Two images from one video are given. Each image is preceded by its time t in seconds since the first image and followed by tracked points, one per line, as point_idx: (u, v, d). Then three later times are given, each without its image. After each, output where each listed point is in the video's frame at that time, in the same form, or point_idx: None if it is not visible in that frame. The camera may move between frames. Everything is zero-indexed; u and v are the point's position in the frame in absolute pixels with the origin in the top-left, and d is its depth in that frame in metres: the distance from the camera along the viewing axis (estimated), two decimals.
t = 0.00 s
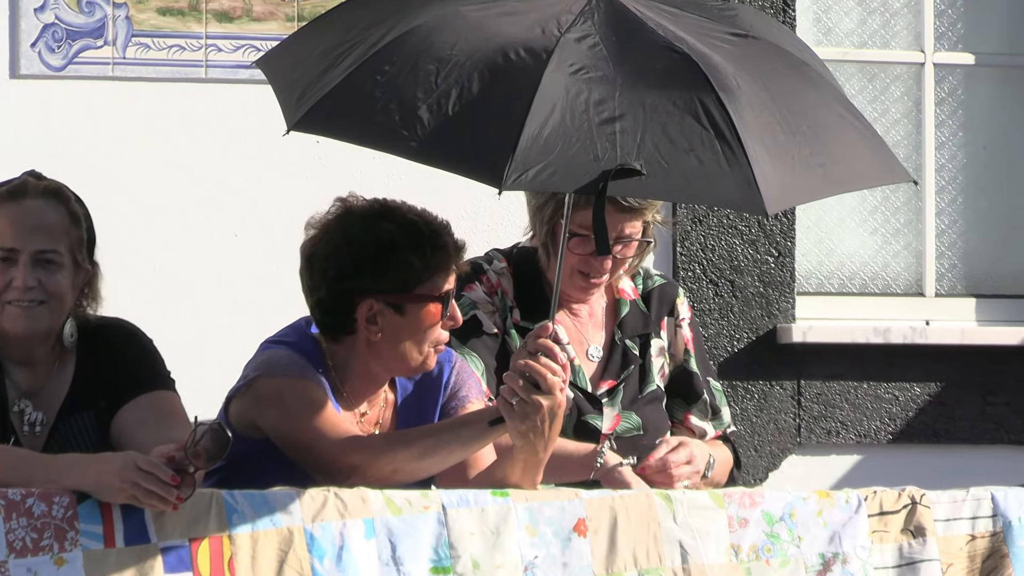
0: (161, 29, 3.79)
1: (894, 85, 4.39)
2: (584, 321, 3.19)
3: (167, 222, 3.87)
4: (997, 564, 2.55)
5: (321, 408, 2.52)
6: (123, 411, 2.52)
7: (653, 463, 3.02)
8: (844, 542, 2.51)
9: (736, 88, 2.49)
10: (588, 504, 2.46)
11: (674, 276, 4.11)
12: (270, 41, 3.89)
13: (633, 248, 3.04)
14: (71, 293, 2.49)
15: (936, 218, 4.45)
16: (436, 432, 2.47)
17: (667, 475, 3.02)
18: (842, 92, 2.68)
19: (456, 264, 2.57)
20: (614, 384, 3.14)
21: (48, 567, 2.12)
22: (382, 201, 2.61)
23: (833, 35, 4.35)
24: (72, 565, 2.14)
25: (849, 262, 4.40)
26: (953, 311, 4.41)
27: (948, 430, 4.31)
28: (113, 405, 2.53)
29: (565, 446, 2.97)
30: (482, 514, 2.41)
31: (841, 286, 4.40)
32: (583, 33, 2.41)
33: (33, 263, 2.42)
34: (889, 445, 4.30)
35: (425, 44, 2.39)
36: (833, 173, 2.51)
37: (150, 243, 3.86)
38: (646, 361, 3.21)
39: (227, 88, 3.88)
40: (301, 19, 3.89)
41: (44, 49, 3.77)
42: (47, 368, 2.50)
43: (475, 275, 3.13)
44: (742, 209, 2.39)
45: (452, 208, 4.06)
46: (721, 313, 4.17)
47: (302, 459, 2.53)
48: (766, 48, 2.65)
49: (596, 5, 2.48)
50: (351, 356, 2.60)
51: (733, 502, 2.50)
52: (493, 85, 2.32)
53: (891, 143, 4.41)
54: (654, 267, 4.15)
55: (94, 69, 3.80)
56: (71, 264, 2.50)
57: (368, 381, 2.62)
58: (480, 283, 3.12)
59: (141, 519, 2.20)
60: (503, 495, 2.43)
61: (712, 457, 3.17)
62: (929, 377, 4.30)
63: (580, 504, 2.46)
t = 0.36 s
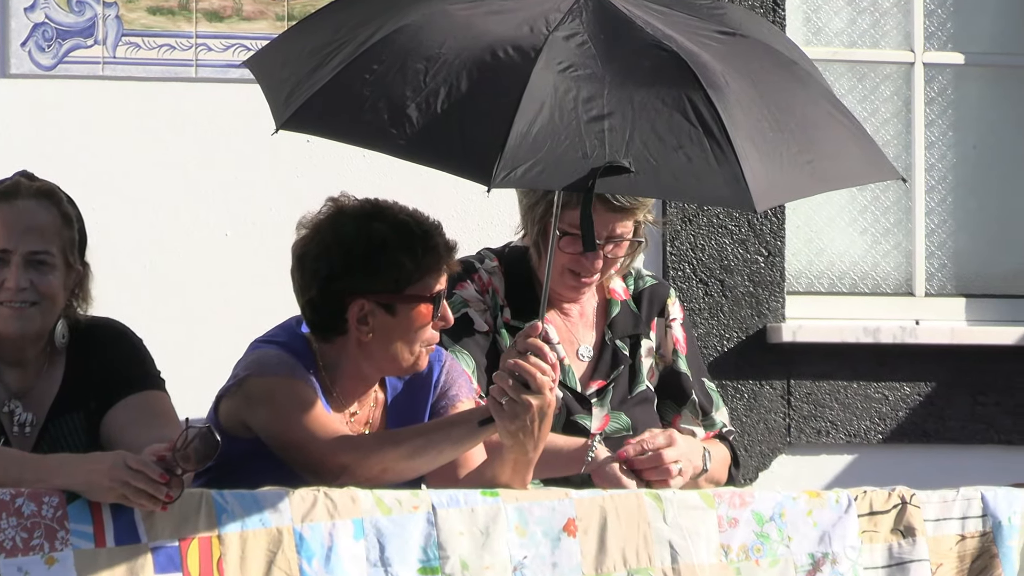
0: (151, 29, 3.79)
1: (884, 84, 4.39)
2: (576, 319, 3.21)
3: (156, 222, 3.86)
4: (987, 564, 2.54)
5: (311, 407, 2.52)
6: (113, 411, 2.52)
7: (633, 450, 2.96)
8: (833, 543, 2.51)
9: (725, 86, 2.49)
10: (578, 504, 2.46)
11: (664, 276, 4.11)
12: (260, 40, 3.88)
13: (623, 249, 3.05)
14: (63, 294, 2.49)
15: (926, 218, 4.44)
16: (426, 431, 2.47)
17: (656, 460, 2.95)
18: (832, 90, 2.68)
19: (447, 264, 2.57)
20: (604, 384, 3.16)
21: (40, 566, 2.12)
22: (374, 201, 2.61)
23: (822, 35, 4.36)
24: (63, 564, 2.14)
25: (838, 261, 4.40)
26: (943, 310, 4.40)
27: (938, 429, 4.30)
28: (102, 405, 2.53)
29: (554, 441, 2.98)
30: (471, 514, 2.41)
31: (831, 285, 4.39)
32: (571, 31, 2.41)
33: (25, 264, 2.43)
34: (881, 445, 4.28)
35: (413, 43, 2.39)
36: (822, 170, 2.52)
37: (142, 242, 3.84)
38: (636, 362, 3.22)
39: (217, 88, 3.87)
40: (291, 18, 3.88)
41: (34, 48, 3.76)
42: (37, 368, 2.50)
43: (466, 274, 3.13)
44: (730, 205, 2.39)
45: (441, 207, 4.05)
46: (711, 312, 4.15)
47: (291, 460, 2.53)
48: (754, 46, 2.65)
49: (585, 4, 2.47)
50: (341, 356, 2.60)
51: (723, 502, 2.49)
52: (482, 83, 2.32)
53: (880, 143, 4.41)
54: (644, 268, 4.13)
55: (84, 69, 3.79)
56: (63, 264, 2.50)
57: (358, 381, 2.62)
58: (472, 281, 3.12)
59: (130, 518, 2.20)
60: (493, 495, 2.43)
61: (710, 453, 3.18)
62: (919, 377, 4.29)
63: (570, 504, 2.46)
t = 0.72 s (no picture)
0: (131, 30, 3.75)
1: (864, 84, 4.37)
2: (560, 320, 3.22)
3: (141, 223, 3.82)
4: (966, 563, 2.53)
5: (294, 410, 2.52)
6: (93, 412, 2.52)
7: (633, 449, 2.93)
8: (814, 542, 2.49)
9: (707, 90, 2.50)
10: (559, 504, 2.46)
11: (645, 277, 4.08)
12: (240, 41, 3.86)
13: (607, 245, 3.05)
14: (44, 297, 2.48)
15: (906, 217, 4.42)
16: (407, 432, 2.47)
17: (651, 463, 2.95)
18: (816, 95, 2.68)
19: (432, 266, 2.56)
20: (588, 385, 3.17)
21: (20, 568, 2.12)
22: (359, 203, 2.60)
23: (803, 35, 4.33)
24: (44, 566, 2.14)
25: (819, 261, 4.38)
26: (923, 309, 4.37)
27: (919, 428, 4.28)
28: (83, 407, 2.53)
29: (537, 437, 2.98)
30: (452, 514, 2.41)
31: (811, 285, 4.37)
32: (555, 34, 2.41)
33: (6, 267, 2.42)
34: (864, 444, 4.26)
35: (395, 46, 2.39)
36: (805, 175, 2.51)
37: (124, 245, 3.81)
38: (619, 363, 3.24)
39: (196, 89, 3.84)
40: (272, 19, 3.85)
41: (13, 50, 3.72)
42: (18, 371, 2.51)
43: (450, 275, 3.13)
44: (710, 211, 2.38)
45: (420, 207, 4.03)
46: (691, 313, 4.14)
47: (274, 461, 2.52)
48: (737, 50, 2.65)
49: (569, 6, 2.48)
50: (325, 358, 2.60)
51: (704, 501, 2.49)
52: (465, 85, 2.32)
53: (860, 142, 4.39)
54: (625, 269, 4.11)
55: (64, 70, 3.76)
56: (44, 267, 2.49)
57: (342, 383, 2.61)
58: (455, 283, 3.12)
59: (112, 521, 2.20)
60: (474, 495, 2.43)
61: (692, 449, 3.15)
62: (900, 376, 4.27)
63: (551, 504, 2.46)
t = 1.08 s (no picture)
0: (105, 27, 3.76)
1: (839, 80, 4.37)
2: (544, 315, 3.25)
3: (118, 220, 3.86)
4: (941, 559, 2.51)
5: (268, 404, 2.53)
6: (68, 410, 2.52)
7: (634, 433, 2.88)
8: (788, 538, 2.49)
9: (679, 81, 2.50)
10: (533, 500, 2.46)
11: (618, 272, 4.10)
12: (215, 38, 3.86)
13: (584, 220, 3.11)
14: (19, 295, 2.48)
15: (881, 214, 4.42)
16: (382, 429, 2.47)
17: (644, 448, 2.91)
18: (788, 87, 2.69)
19: (405, 262, 2.56)
20: (567, 385, 3.17)
21: None
22: (332, 200, 2.60)
23: (777, 31, 4.35)
24: (18, 563, 2.16)
25: (794, 257, 4.40)
26: (899, 306, 4.38)
27: (893, 425, 4.28)
28: (57, 404, 2.52)
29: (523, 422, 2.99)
30: (427, 510, 2.41)
31: (786, 282, 4.40)
32: (524, 27, 2.41)
33: None
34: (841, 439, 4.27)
35: (366, 39, 2.39)
36: (777, 165, 2.52)
37: (99, 242, 3.85)
38: (601, 361, 3.22)
39: (171, 86, 3.87)
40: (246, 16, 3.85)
41: None
42: None
43: (434, 270, 3.14)
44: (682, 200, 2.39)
45: (393, 205, 4.04)
46: (665, 309, 4.15)
47: (247, 458, 2.52)
48: (709, 43, 2.65)
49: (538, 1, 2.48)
50: (299, 355, 2.60)
51: (679, 497, 2.49)
52: (436, 77, 2.31)
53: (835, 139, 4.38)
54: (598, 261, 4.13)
55: (38, 67, 3.78)
56: (20, 266, 2.49)
57: (316, 379, 2.61)
58: (440, 277, 3.13)
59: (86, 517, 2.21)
60: (449, 492, 2.43)
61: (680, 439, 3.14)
62: (875, 372, 4.27)
63: (525, 501, 2.46)
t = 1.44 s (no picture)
0: (81, 23, 3.76)
1: (815, 75, 4.34)
2: (542, 312, 3.21)
3: (96, 215, 3.86)
4: (918, 554, 2.50)
5: (246, 400, 2.52)
6: (41, 406, 2.52)
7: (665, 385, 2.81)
8: (764, 533, 2.49)
9: (655, 79, 2.50)
10: (509, 495, 2.46)
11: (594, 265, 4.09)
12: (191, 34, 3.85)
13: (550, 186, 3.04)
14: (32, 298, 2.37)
15: (857, 209, 4.38)
16: (358, 424, 2.47)
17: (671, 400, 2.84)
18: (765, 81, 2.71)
19: (378, 255, 2.56)
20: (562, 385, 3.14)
21: None
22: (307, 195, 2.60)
23: (753, 26, 4.31)
24: None
25: (770, 252, 4.35)
26: (876, 302, 4.33)
27: (869, 420, 4.25)
28: (33, 399, 2.53)
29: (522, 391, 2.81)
30: (403, 505, 2.41)
31: (762, 277, 4.35)
32: (502, 23, 2.41)
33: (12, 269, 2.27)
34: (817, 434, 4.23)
35: (343, 35, 2.38)
36: (752, 164, 2.54)
37: (76, 237, 3.85)
38: (594, 360, 3.17)
39: (146, 81, 3.87)
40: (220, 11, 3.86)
41: None
42: None
43: (434, 268, 3.07)
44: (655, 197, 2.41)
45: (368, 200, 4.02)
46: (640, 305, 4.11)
47: (224, 452, 2.51)
48: (687, 39, 2.65)
49: None
50: (273, 348, 2.59)
51: (654, 493, 2.49)
52: (413, 74, 2.32)
53: (811, 135, 4.35)
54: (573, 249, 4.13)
55: (15, 62, 3.77)
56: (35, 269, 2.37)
57: (292, 373, 2.62)
58: (442, 276, 3.06)
59: (62, 512, 2.21)
60: (425, 487, 2.43)
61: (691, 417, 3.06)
62: (851, 368, 4.23)
63: (501, 496, 2.46)
